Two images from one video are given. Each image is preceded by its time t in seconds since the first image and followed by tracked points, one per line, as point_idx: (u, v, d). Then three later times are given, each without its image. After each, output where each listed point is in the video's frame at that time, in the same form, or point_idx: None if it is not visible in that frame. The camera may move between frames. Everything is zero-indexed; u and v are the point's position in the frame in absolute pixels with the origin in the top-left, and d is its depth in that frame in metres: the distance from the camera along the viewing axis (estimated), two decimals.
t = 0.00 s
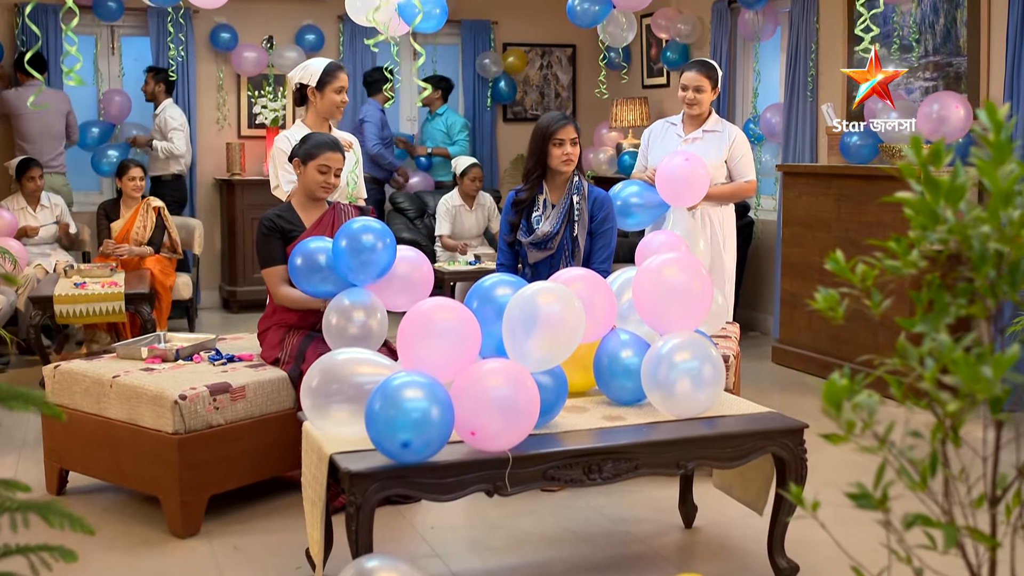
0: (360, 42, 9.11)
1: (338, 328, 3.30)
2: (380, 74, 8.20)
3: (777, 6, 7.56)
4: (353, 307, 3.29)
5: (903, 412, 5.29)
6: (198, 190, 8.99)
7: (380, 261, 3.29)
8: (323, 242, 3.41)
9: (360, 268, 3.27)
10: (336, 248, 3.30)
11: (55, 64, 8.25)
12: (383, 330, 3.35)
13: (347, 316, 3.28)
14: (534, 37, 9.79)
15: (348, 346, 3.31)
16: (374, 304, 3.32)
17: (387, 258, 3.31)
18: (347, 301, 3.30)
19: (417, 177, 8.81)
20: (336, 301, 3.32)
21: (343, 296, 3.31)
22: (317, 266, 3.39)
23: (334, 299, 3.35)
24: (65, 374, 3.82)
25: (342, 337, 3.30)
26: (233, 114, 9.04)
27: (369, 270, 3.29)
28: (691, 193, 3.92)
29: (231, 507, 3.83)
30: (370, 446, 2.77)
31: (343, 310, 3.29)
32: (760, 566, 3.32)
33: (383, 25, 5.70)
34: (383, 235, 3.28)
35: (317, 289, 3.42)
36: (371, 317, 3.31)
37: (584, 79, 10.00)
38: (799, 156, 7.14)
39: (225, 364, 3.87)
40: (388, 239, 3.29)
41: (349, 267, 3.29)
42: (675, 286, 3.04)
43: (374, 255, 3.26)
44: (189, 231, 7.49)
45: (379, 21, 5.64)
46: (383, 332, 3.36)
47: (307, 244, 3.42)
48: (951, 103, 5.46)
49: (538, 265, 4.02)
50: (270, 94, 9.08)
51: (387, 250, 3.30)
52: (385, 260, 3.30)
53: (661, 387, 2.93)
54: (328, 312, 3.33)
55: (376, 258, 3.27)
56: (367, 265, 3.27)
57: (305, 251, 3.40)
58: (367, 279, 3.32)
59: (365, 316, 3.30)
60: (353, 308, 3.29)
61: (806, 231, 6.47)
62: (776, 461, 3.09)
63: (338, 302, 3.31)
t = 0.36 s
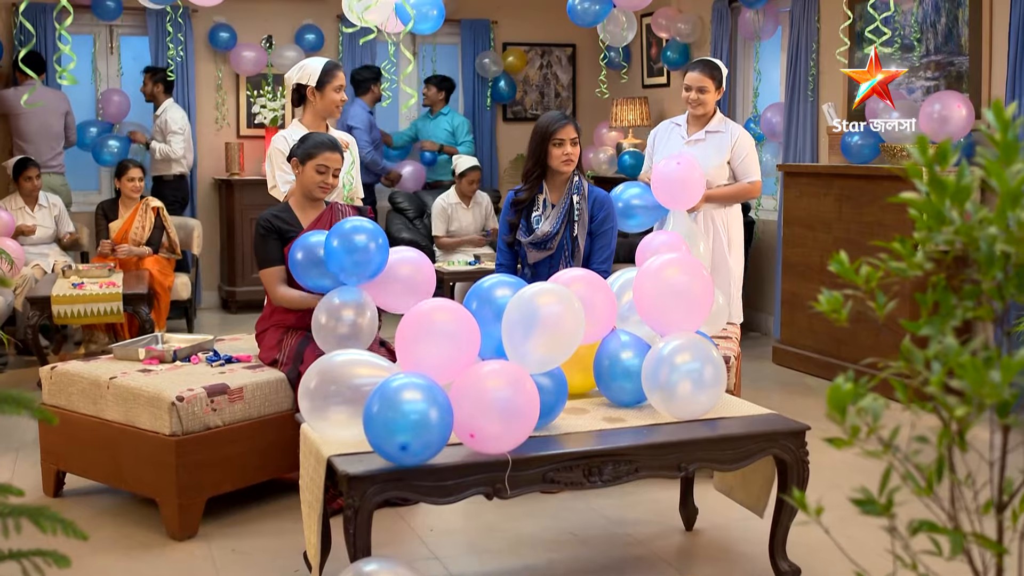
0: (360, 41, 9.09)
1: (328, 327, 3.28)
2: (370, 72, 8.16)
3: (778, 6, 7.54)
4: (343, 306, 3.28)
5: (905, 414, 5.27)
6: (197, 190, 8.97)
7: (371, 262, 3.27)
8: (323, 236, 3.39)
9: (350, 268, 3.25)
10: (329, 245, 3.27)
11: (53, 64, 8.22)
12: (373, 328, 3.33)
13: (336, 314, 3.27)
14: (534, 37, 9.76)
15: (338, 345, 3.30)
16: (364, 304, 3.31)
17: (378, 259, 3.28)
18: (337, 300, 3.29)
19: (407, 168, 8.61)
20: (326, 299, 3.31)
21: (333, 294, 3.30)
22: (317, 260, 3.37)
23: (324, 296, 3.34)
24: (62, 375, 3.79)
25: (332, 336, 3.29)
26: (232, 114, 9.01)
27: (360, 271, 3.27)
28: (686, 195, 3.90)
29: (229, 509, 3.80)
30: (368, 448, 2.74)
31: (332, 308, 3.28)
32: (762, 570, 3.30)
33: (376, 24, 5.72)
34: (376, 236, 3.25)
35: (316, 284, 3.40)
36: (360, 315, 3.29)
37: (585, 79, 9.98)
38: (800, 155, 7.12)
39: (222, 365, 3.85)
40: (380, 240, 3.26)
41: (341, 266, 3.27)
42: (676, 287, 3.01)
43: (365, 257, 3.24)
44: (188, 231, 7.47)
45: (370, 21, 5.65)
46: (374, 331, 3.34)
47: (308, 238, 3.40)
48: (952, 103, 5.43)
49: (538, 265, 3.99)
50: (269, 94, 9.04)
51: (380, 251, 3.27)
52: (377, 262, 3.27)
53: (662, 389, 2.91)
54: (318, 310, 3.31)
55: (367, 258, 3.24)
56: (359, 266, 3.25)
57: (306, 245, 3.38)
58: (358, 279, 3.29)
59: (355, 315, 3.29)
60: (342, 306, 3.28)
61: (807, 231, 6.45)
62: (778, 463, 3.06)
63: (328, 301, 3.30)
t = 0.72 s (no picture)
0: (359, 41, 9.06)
1: (320, 312, 3.23)
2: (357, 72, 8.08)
3: (778, 5, 7.52)
4: (333, 293, 3.22)
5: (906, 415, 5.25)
6: (196, 190, 8.95)
7: (370, 246, 3.26)
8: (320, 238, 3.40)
9: (350, 253, 3.24)
10: (325, 233, 3.26)
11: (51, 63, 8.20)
12: (366, 315, 3.28)
13: (328, 301, 3.22)
14: (534, 36, 9.74)
15: (331, 331, 3.25)
16: (357, 289, 3.25)
17: (376, 244, 3.27)
18: (328, 286, 3.24)
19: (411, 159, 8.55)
20: (318, 286, 3.26)
21: (325, 281, 3.25)
22: (315, 263, 3.37)
23: (317, 284, 3.29)
24: (59, 377, 3.77)
25: (325, 323, 3.24)
26: (231, 113, 8.99)
27: (359, 256, 3.25)
28: (674, 197, 3.92)
29: (227, 512, 3.78)
30: (366, 451, 2.71)
31: (323, 295, 3.22)
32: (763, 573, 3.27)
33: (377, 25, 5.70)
34: (373, 220, 3.25)
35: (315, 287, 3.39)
36: (351, 301, 3.23)
37: (585, 79, 9.96)
38: (801, 156, 7.09)
39: (220, 367, 3.83)
40: (376, 225, 3.26)
41: (340, 253, 3.26)
42: (677, 287, 2.99)
43: (364, 241, 3.23)
44: (187, 231, 7.45)
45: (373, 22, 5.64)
46: (366, 318, 3.29)
47: (307, 241, 3.40)
48: (954, 102, 5.41)
49: (538, 266, 3.97)
50: (268, 94, 9.00)
51: (377, 235, 3.27)
52: (375, 246, 3.27)
53: (663, 391, 2.88)
54: (309, 298, 3.26)
55: (366, 242, 3.23)
56: (357, 251, 3.24)
57: (304, 248, 3.38)
58: (355, 264, 3.27)
59: (347, 302, 3.22)
60: (333, 293, 3.22)
61: (808, 231, 6.42)
62: (780, 466, 3.04)
63: (320, 288, 3.25)
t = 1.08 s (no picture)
0: (359, 40, 9.04)
1: (331, 311, 3.18)
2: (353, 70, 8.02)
3: (779, 4, 7.50)
4: (345, 292, 3.17)
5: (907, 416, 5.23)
6: (195, 191, 8.93)
7: (391, 249, 3.28)
8: (326, 233, 3.34)
9: (368, 255, 3.26)
10: (346, 234, 3.28)
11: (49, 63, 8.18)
12: (376, 313, 3.24)
13: (339, 300, 3.17)
14: (534, 36, 9.72)
15: (339, 330, 3.20)
16: (368, 289, 3.21)
17: (397, 248, 3.30)
18: (340, 285, 3.18)
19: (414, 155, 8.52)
20: (328, 284, 3.21)
21: (336, 279, 3.20)
22: (317, 257, 3.30)
23: (326, 283, 3.24)
24: (56, 378, 3.74)
25: (336, 321, 3.18)
26: (230, 113, 8.96)
27: (378, 258, 3.27)
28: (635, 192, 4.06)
29: (225, 514, 3.76)
30: (365, 453, 2.69)
31: (335, 294, 3.17)
32: None
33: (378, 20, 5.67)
34: (396, 224, 3.27)
35: (317, 280, 3.34)
36: (363, 301, 3.19)
37: (585, 78, 9.93)
38: (802, 155, 7.07)
39: (219, 368, 3.80)
40: (399, 227, 3.27)
41: (358, 254, 3.27)
42: (678, 288, 2.96)
43: (385, 244, 3.26)
44: (186, 231, 7.42)
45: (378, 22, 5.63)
46: (375, 317, 3.25)
47: (307, 234, 3.33)
48: (956, 102, 5.39)
49: (538, 266, 3.94)
50: (268, 93, 8.99)
51: (399, 238, 3.29)
52: (397, 249, 3.29)
53: (664, 393, 2.86)
54: (320, 297, 3.20)
55: (388, 245, 3.26)
56: (377, 253, 3.26)
57: (304, 241, 3.31)
58: (372, 265, 3.28)
59: (357, 300, 3.18)
60: (345, 292, 3.17)
61: (810, 232, 6.40)
62: (781, 468, 3.01)
63: (331, 287, 3.19)
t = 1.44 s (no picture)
0: (359, 39, 9.02)
1: (329, 314, 3.16)
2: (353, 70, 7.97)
3: (781, 4, 7.47)
4: (343, 294, 3.15)
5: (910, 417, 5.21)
6: (195, 191, 8.90)
7: (390, 249, 3.27)
8: (325, 235, 3.32)
9: (366, 255, 3.24)
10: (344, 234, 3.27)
11: (48, 63, 8.16)
12: (376, 314, 3.22)
13: (338, 302, 3.14)
14: (535, 35, 9.70)
15: (339, 332, 3.17)
16: (366, 290, 3.18)
17: (394, 249, 3.28)
18: (338, 287, 3.16)
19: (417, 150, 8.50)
20: (326, 287, 3.18)
21: (334, 282, 3.18)
22: (318, 259, 3.29)
23: (324, 285, 3.22)
24: (54, 380, 3.72)
25: (335, 323, 3.16)
26: (230, 113, 8.95)
27: (376, 258, 3.25)
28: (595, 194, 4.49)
29: (224, 516, 3.74)
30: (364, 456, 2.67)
31: (332, 297, 3.15)
32: None
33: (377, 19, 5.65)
34: (394, 224, 3.26)
35: (319, 281, 3.32)
36: (361, 302, 3.17)
37: (586, 78, 9.91)
38: (804, 155, 7.04)
39: (218, 370, 3.78)
40: (398, 227, 3.26)
41: (356, 256, 3.25)
42: (680, 289, 2.94)
43: (383, 244, 3.24)
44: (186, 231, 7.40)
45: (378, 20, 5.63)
46: (375, 320, 3.22)
47: (307, 235, 3.31)
48: (959, 102, 5.36)
49: (538, 267, 3.92)
50: (268, 93, 8.99)
51: (397, 239, 3.27)
52: (395, 249, 3.27)
53: (665, 394, 2.83)
54: (319, 300, 3.18)
55: (386, 245, 3.24)
56: (375, 254, 3.24)
57: (305, 242, 3.29)
58: (371, 266, 3.26)
59: (356, 303, 3.16)
60: (343, 294, 3.15)
61: (812, 232, 6.37)
62: (784, 470, 2.99)
63: (328, 288, 3.17)
